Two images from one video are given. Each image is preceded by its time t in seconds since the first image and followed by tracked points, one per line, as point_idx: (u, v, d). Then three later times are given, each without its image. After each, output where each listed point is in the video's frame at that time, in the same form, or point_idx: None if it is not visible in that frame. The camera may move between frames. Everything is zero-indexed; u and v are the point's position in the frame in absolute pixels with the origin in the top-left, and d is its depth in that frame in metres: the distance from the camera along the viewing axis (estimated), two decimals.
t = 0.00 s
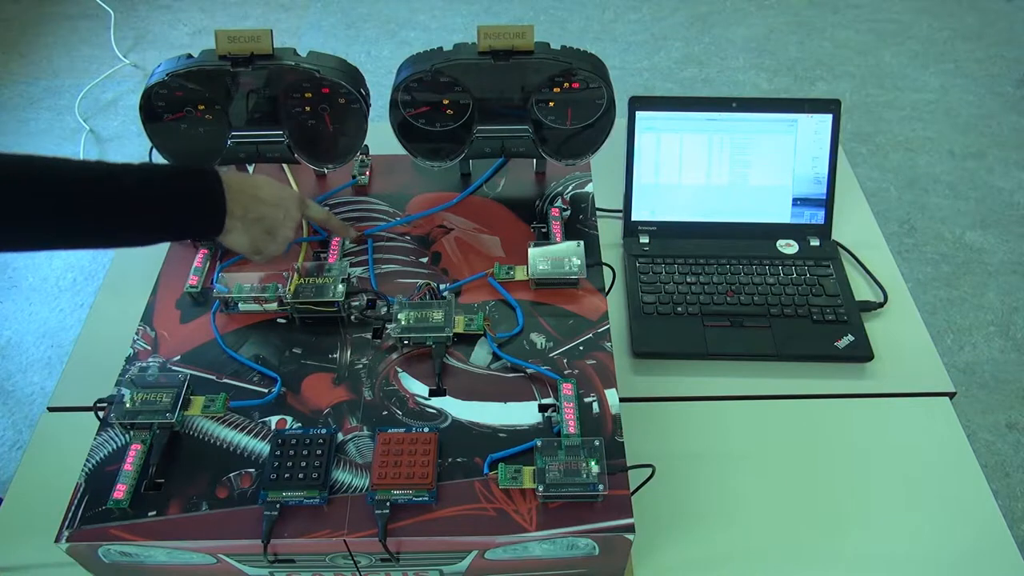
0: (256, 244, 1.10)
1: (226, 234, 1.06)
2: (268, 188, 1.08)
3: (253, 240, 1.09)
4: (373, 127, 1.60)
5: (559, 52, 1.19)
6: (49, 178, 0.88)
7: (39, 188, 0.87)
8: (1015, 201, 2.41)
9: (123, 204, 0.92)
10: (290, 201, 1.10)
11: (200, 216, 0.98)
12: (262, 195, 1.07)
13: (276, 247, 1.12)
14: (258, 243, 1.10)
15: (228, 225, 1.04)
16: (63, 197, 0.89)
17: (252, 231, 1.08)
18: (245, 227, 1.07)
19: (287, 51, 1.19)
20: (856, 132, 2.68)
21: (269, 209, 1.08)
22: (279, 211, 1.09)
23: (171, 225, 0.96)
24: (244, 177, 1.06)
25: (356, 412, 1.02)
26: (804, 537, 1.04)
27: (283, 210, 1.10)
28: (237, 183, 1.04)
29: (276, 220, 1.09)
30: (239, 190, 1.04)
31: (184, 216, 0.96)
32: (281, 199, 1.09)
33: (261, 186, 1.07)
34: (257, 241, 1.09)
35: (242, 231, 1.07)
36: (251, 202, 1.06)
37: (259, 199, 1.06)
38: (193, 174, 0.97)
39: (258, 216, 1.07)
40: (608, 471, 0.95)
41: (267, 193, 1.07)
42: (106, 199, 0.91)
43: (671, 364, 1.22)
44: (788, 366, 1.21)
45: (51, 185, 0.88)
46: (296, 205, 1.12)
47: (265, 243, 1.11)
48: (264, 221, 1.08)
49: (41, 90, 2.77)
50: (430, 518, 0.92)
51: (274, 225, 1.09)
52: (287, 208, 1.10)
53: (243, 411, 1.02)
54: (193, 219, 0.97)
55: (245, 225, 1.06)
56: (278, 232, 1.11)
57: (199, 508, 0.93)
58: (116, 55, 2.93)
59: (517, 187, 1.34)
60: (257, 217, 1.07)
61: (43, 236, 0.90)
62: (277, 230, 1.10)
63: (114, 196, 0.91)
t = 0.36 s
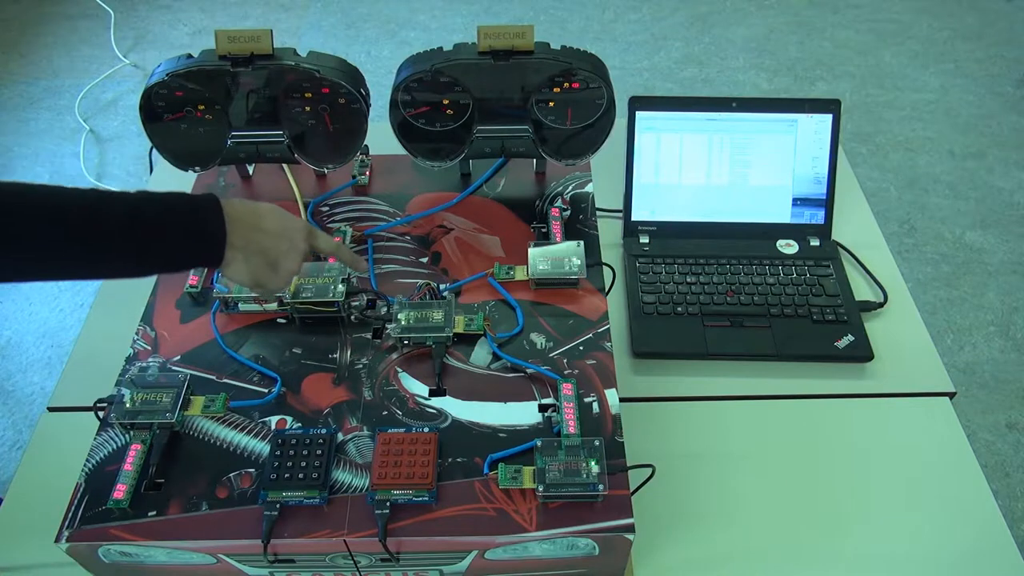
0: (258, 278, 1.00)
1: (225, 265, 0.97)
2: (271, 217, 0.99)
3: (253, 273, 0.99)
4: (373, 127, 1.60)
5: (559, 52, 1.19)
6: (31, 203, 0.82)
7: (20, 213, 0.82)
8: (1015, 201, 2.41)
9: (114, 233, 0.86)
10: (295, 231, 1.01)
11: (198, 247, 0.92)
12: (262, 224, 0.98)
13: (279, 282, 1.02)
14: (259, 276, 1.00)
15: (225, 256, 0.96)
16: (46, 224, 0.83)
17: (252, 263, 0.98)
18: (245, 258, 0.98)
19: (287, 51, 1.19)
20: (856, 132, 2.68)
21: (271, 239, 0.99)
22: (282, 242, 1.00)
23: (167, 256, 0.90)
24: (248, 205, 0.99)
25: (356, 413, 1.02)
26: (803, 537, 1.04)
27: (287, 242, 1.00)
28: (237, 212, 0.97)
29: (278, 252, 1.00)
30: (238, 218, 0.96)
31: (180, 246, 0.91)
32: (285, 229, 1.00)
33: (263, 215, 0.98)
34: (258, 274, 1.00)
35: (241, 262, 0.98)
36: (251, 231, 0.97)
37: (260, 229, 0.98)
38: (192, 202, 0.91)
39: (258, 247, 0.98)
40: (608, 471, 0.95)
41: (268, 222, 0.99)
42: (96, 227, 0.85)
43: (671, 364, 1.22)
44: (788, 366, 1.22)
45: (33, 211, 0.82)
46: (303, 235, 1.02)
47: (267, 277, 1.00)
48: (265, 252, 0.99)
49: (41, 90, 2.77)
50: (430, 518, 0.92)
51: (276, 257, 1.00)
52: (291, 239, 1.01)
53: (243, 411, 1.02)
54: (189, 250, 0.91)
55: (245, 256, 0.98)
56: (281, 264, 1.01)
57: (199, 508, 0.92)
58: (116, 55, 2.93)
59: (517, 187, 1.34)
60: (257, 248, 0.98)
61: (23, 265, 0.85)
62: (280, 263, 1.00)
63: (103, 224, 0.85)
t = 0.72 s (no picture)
0: (301, 286, 0.96)
1: (268, 274, 0.92)
2: (314, 225, 0.95)
3: (298, 282, 0.95)
4: (373, 127, 1.60)
5: (559, 52, 1.19)
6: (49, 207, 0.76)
7: (34, 218, 0.76)
8: (1015, 201, 2.41)
9: (146, 238, 0.80)
10: (338, 239, 0.98)
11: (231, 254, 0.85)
12: (306, 232, 0.94)
13: (322, 290, 0.98)
14: (303, 285, 0.96)
15: (272, 265, 0.91)
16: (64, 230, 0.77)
17: (298, 272, 0.94)
18: (291, 267, 0.93)
19: (287, 51, 1.19)
20: (856, 132, 2.68)
21: (316, 247, 0.95)
22: (327, 250, 0.96)
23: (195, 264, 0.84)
24: (287, 213, 0.94)
25: (356, 412, 1.02)
26: (804, 537, 1.04)
27: (330, 249, 0.97)
28: (281, 220, 0.92)
29: (323, 260, 0.96)
30: (284, 227, 0.92)
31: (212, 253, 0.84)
32: (328, 237, 0.96)
33: (307, 223, 0.94)
34: (302, 283, 0.96)
35: (286, 271, 0.93)
36: (296, 239, 0.93)
37: (304, 237, 0.94)
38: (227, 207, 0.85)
39: (304, 255, 0.94)
40: (608, 471, 0.95)
41: (312, 230, 0.95)
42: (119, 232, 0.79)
43: (671, 364, 1.22)
44: (788, 366, 1.21)
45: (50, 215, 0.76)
46: (345, 244, 0.99)
47: (311, 285, 0.97)
48: (311, 260, 0.95)
49: (41, 90, 2.77)
50: (430, 518, 0.92)
51: (320, 264, 0.96)
52: (335, 247, 0.97)
53: (243, 411, 1.02)
54: (224, 258, 0.85)
55: (290, 265, 0.93)
56: (325, 272, 0.97)
57: (199, 508, 0.92)
58: (116, 55, 2.93)
59: (517, 187, 1.34)
60: (303, 256, 0.94)
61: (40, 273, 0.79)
62: (325, 271, 0.97)
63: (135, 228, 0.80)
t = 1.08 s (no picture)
0: (342, 270, 1.00)
1: (310, 257, 0.97)
2: (355, 212, 0.98)
3: (338, 266, 0.99)
4: (373, 127, 1.60)
5: (559, 52, 1.19)
6: (83, 190, 0.80)
7: (74, 199, 0.79)
8: (1015, 201, 2.41)
9: (198, 223, 0.85)
10: (375, 225, 1.00)
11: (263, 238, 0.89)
12: (347, 218, 0.97)
13: (362, 274, 1.01)
14: (343, 269, 0.99)
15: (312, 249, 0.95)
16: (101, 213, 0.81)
17: (338, 257, 0.98)
18: (331, 251, 0.97)
19: (287, 51, 1.19)
20: (856, 132, 2.68)
21: (355, 231, 0.98)
22: (365, 234, 0.99)
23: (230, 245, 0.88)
24: (330, 200, 0.97)
25: (356, 413, 1.02)
26: (804, 537, 1.04)
27: (369, 235, 0.99)
28: (322, 206, 0.95)
29: (362, 245, 0.99)
30: (325, 213, 0.95)
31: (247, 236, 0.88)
32: (367, 223, 0.99)
33: (347, 209, 0.97)
34: (342, 267, 0.99)
35: (327, 255, 0.97)
36: (336, 224, 0.96)
37: (345, 222, 0.97)
38: (261, 192, 0.89)
39: (344, 239, 0.97)
40: (608, 471, 0.95)
41: (352, 216, 0.97)
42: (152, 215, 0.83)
43: (671, 364, 1.22)
44: (788, 366, 1.21)
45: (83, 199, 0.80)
46: (382, 230, 1.02)
47: (352, 269, 1.00)
48: (351, 245, 0.98)
49: (41, 90, 2.77)
50: (430, 518, 0.92)
51: (360, 249, 0.99)
52: (373, 233, 1.00)
53: (243, 411, 1.02)
54: (270, 243, 0.90)
55: (331, 248, 0.97)
56: (364, 257, 1.00)
57: (199, 508, 0.92)
58: (116, 55, 2.93)
59: (517, 187, 1.34)
60: (343, 241, 0.97)
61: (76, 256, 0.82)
62: (364, 255, 1.00)
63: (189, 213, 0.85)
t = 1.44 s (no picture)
0: (366, 254, 1.07)
1: (337, 242, 1.03)
2: (378, 197, 1.06)
3: (363, 250, 1.06)
4: (373, 127, 1.60)
5: (559, 52, 1.19)
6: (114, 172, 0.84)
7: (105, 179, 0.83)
8: (1015, 201, 2.41)
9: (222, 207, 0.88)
10: (399, 210, 1.08)
11: (278, 217, 0.91)
12: (371, 204, 1.05)
13: (385, 259, 1.09)
14: (368, 253, 1.07)
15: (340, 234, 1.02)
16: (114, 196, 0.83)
17: (364, 241, 1.05)
18: (357, 236, 1.04)
19: (287, 51, 1.19)
20: (856, 132, 2.68)
21: (379, 217, 1.05)
22: (389, 219, 1.07)
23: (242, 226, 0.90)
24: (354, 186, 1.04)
25: (356, 413, 1.02)
26: (804, 536, 1.04)
27: (392, 221, 1.07)
28: (349, 193, 1.02)
29: (386, 230, 1.06)
30: (352, 199, 1.02)
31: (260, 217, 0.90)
32: (390, 208, 1.07)
33: (372, 195, 1.05)
34: (367, 251, 1.07)
35: (353, 240, 1.04)
36: (361, 210, 1.03)
37: (370, 208, 1.04)
38: (279, 178, 0.93)
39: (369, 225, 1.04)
40: (608, 471, 0.95)
41: (375, 202, 1.05)
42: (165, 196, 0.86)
43: (671, 364, 1.22)
44: (788, 366, 1.21)
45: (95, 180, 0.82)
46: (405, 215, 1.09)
47: (376, 253, 1.08)
48: (375, 230, 1.06)
49: (41, 90, 2.77)
50: (430, 519, 0.92)
51: (383, 234, 1.07)
52: (397, 218, 1.08)
53: (243, 411, 1.02)
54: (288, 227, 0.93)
55: (356, 233, 1.04)
56: (388, 242, 1.08)
57: (199, 508, 0.93)
58: (116, 55, 2.93)
59: (517, 187, 1.34)
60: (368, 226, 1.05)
61: (90, 240, 0.85)
62: (387, 240, 1.08)
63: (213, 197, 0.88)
